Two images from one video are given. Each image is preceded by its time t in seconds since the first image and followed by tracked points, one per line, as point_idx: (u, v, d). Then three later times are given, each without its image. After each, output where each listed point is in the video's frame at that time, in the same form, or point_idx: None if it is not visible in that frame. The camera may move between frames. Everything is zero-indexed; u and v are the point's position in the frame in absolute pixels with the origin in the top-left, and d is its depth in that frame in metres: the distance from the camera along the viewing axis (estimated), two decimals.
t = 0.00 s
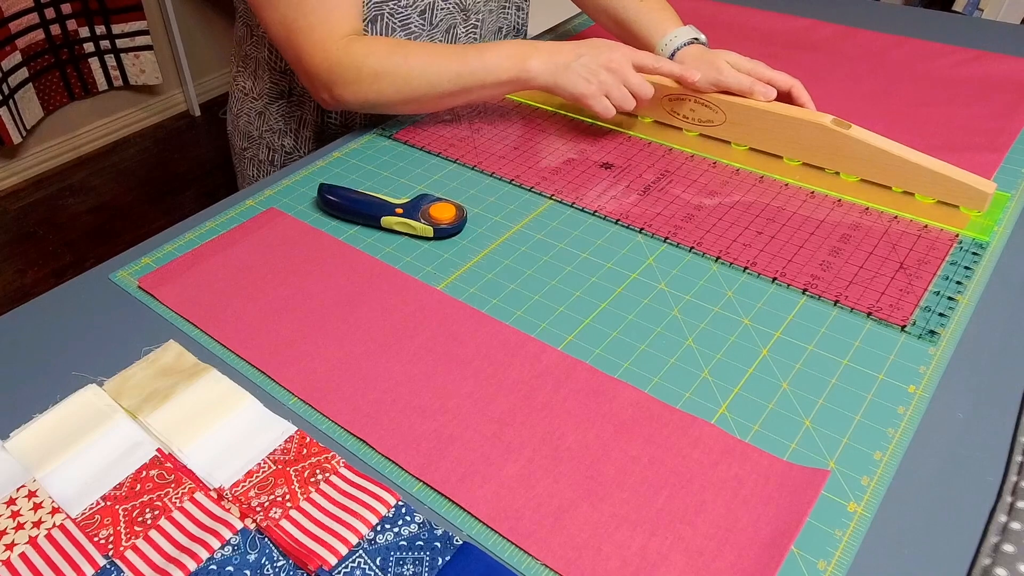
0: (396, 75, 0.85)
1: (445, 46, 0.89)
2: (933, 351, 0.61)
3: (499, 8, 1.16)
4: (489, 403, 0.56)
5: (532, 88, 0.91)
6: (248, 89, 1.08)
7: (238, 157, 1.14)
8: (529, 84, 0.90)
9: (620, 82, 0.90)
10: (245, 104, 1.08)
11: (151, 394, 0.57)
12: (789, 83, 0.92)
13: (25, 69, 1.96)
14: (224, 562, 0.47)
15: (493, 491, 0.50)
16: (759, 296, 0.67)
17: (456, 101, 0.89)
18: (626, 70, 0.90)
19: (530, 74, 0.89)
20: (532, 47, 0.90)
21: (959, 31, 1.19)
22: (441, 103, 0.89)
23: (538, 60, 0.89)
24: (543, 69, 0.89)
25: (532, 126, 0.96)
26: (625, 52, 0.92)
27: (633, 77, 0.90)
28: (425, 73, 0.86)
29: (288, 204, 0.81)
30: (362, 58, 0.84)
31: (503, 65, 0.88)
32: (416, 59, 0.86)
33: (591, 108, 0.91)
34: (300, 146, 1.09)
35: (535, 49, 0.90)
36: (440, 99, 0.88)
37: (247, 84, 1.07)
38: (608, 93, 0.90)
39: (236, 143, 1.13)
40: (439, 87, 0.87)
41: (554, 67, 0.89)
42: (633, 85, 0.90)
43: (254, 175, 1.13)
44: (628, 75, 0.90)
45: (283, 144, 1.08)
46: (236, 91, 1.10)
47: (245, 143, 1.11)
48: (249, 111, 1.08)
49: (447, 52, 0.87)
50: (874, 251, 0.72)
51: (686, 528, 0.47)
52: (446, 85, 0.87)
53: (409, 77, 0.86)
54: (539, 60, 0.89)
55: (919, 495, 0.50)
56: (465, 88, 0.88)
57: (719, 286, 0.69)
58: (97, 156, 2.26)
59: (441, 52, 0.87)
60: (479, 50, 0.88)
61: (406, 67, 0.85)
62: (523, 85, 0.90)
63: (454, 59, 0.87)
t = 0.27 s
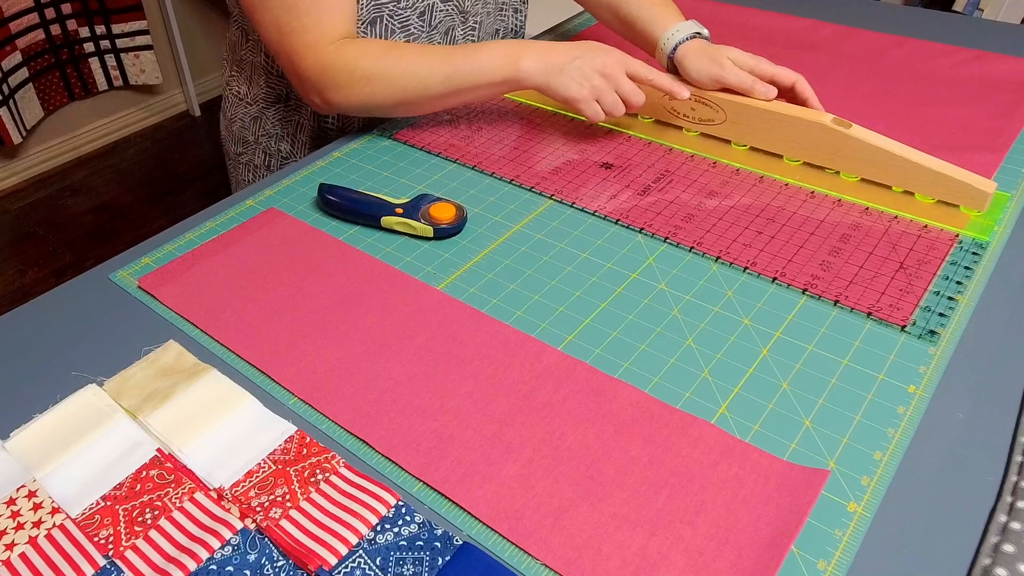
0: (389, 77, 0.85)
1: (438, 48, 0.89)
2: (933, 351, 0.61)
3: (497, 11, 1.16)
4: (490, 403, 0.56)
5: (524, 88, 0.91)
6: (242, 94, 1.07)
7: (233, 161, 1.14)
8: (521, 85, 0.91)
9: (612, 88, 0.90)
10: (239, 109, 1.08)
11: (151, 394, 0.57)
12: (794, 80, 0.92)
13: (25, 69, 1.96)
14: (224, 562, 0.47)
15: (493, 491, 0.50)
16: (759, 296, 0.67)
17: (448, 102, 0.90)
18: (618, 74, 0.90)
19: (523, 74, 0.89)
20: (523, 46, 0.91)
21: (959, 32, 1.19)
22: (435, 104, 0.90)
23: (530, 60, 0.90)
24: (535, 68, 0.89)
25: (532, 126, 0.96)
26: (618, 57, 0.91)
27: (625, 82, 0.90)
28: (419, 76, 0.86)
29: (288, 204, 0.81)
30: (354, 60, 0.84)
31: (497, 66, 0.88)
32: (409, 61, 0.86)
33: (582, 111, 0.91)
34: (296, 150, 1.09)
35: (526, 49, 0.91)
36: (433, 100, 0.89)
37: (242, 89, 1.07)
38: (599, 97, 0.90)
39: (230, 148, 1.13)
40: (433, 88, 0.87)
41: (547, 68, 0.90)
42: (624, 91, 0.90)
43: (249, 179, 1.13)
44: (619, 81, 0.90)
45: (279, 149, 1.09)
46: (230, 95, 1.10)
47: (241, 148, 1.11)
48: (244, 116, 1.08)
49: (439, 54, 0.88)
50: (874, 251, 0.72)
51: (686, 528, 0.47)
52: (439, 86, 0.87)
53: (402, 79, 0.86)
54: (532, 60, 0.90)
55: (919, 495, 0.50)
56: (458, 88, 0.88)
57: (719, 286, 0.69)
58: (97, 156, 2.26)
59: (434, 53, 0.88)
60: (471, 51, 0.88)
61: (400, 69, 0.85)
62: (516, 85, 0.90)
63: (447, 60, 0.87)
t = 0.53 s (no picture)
0: (373, 82, 0.85)
1: (425, 51, 0.89)
2: (933, 351, 0.61)
3: (495, 14, 1.16)
4: (490, 403, 0.56)
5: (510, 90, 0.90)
6: (240, 96, 1.08)
7: (230, 164, 1.15)
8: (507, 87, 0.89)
9: (598, 89, 0.89)
10: (236, 112, 1.08)
11: (151, 394, 0.57)
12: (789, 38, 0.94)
13: (25, 69, 1.96)
14: (224, 562, 0.47)
15: (493, 491, 0.50)
16: (759, 296, 0.67)
17: (436, 105, 0.90)
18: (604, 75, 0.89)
19: (508, 76, 0.88)
20: (510, 49, 0.90)
21: (959, 32, 1.19)
22: (421, 108, 0.89)
23: (516, 62, 0.89)
24: (520, 70, 0.88)
25: (532, 126, 0.96)
26: (604, 60, 0.89)
27: (611, 84, 0.89)
28: (403, 80, 0.86)
29: (288, 204, 0.81)
30: (340, 66, 0.85)
31: (482, 68, 0.88)
32: (394, 66, 0.86)
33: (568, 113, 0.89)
34: (293, 154, 1.09)
35: (513, 51, 0.90)
36: (419, 103, 0.88)
37: (239, 91, 1.07)
38: (585, 99, 0.89)
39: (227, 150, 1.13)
40: (417, 93, 0.87)
41: (531, 69, 0.88)
42: (610, 93, 0.89)
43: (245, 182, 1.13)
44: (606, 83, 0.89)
45: (275, 153, 1.09)
46: (228, 98, 1.10)
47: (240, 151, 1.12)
48: (240, 119, 1.08)
49: (425, 57, 0.88)
50: (874, 251, 0.72)
51: (686, 528, 0.47)
52: (424, 91, 0.87)
53: (387, 82, 0.86)
54: (517, 62, 0.88)
55: (919, 495, 0.50)
56: (443, 92, 0.88)
57: (719, 286, 0.69)
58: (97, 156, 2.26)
59: (419, 57, 0.88)
60: (457, 54, 0.88)
61: (384, 73, 0.85)
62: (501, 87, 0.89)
63: (431, 64, 0.87)
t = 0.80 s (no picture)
0: (370, 83, 0.85)
1: (421, 53, 0.89)
2: (933, 351, 0.61)
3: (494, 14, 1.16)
4: (490, 403, 0.56)
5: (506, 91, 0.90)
6: (238, 97, 1.08)
7: (229, 166, 1.15)
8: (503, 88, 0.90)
9: (593, 91, 0.89)
10: (235, 113, 1.08)
11: (151, 394, 0.57)
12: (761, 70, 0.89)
13: (25, 69, 1.96)
14: (224, 562, 0.47)
15: (493, 491, 0.50)
16: (759, 296, 0.67)
17: (432, 106, 0.90)
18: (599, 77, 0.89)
19: (504, 77, 0.89)
20: (505, 51, 0.90)
21: (960, 32, 1.19)
22: (417, 109, 0.89)
23: (511, 64, 0.89)
24: (516, 71, 0.89)
25: (532, 126, 0.96)
26: (599, 62, 0.90)
27: (606, 86, 0.89)
28: (400, 80, 0.86)
29: (288, 204, 0.81)
30: (336, 67, 0.85)
31: (478, 69, 0.88)
32: (391, 67, 0.86)
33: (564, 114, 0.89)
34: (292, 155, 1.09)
35: (508, 53, 0.90)
36: (416, 105, 0.88)
37: (238, 93, 1.07)
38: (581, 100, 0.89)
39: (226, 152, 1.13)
40: (413, 94, 0.87)
41: (527, 71, 0.89)
42: (605, 94, 0.89)
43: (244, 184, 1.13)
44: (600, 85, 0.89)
45: (275, 154, 1.10)
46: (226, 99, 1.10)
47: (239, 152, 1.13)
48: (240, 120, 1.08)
49: (421, 59, 0.88)
50: (874, 251, 0.72)
51: (686, 529, 0.47)
52: (419, 92, 0.87)
53: (384, 83, 0.86)
54: (513, 64, 0.89)
55: (918, 495, 0.50)
56: (439, 92, 0.88)
57: (719, 286, 0.69)
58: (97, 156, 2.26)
59: (415, 59, 0.88)
60: (452, 56, 0.88)
61: (381, 75, 0.85)
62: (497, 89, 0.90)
63: (427, 65, 0.87)
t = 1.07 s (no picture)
0: (347, 83, 0.85)
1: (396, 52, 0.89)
2: (933, 351, 0.61)
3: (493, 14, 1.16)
4: (490, 403, 0.56)
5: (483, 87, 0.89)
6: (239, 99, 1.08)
7: (229, 167, 1.15)
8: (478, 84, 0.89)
9: (566, 86, 0.87)
10: (235, 114, 1.09)
11: (151, 394, 0.57)
12: (745, 83, 0.86)
13: (24, 69, 1.96)
14: (224, 562, 0.47)
15: (493, 491, 0.50)
16: (759, 296, 0.67)
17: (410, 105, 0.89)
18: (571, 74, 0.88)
19: (478, 72, 0.88)
20: (482, 47, 0.89)
21: (960, 32, 1.19)
22: (396, 108, 0.89)
23: (486, 59, 0.88)
24: (491, 66, 0.88)
25: (532, 126, 0.96)
26: (575, 60, 0.89)
27: (580, 82, 0.88)
28: (375, 77, 0.86)
29: (288, 204, 0.81)
30: (314, 67, 0.85)
31: (452, 65, 0.87)
32: (367, 65, 0.86)
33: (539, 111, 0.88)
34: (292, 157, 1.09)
35: (484, 49, 0.89)
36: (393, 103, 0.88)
37: (238, 94, 1.07)
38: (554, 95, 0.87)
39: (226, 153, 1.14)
40: (389, 92, 0.87)
41: (502, 66, 0.88)
42: (579, 91, 0.87)
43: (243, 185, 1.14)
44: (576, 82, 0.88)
45: (276, 155, 1.10)
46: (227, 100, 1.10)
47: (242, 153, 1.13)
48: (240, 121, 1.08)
49: (398, 57, 0.88)
50: (874, 251, 0.72)
51: (686, 529, 0.47)
52: (397, 89, 0.86)
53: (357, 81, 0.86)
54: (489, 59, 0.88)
55: (918, 494, 0.50)
56: (415, 90, 0.87)
57: (719, 286, 0.69)
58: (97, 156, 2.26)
59: (392, 57, 0.88)
60: (429, 54, 0.88)
61: (358, 74, 0.86)
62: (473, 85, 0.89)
63: (404, 63, 0.87)
